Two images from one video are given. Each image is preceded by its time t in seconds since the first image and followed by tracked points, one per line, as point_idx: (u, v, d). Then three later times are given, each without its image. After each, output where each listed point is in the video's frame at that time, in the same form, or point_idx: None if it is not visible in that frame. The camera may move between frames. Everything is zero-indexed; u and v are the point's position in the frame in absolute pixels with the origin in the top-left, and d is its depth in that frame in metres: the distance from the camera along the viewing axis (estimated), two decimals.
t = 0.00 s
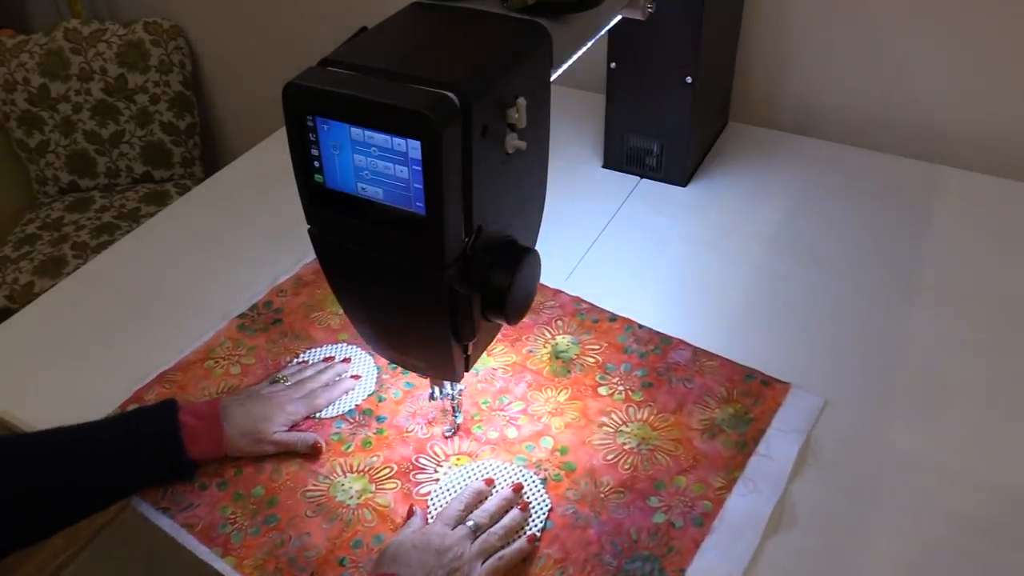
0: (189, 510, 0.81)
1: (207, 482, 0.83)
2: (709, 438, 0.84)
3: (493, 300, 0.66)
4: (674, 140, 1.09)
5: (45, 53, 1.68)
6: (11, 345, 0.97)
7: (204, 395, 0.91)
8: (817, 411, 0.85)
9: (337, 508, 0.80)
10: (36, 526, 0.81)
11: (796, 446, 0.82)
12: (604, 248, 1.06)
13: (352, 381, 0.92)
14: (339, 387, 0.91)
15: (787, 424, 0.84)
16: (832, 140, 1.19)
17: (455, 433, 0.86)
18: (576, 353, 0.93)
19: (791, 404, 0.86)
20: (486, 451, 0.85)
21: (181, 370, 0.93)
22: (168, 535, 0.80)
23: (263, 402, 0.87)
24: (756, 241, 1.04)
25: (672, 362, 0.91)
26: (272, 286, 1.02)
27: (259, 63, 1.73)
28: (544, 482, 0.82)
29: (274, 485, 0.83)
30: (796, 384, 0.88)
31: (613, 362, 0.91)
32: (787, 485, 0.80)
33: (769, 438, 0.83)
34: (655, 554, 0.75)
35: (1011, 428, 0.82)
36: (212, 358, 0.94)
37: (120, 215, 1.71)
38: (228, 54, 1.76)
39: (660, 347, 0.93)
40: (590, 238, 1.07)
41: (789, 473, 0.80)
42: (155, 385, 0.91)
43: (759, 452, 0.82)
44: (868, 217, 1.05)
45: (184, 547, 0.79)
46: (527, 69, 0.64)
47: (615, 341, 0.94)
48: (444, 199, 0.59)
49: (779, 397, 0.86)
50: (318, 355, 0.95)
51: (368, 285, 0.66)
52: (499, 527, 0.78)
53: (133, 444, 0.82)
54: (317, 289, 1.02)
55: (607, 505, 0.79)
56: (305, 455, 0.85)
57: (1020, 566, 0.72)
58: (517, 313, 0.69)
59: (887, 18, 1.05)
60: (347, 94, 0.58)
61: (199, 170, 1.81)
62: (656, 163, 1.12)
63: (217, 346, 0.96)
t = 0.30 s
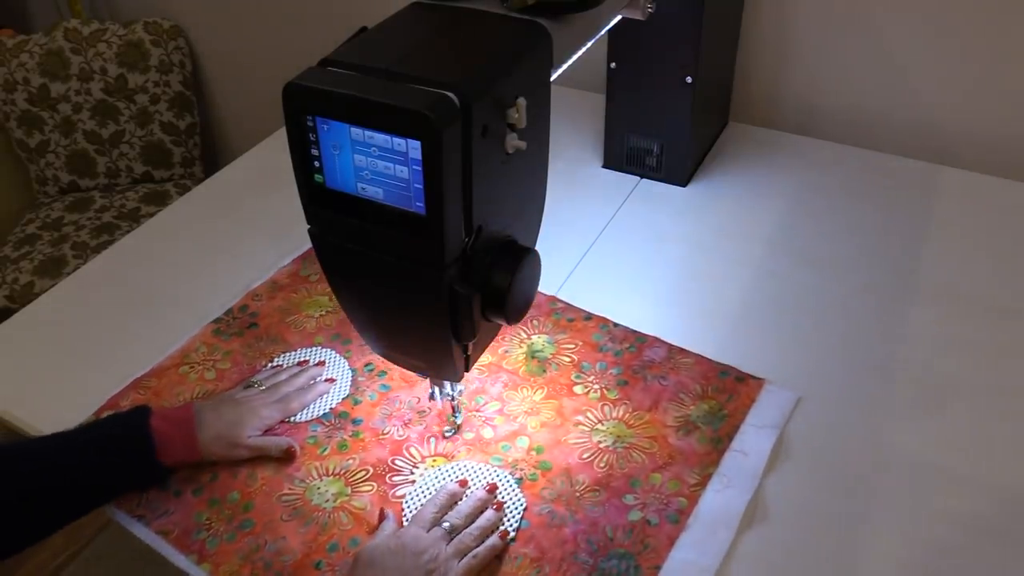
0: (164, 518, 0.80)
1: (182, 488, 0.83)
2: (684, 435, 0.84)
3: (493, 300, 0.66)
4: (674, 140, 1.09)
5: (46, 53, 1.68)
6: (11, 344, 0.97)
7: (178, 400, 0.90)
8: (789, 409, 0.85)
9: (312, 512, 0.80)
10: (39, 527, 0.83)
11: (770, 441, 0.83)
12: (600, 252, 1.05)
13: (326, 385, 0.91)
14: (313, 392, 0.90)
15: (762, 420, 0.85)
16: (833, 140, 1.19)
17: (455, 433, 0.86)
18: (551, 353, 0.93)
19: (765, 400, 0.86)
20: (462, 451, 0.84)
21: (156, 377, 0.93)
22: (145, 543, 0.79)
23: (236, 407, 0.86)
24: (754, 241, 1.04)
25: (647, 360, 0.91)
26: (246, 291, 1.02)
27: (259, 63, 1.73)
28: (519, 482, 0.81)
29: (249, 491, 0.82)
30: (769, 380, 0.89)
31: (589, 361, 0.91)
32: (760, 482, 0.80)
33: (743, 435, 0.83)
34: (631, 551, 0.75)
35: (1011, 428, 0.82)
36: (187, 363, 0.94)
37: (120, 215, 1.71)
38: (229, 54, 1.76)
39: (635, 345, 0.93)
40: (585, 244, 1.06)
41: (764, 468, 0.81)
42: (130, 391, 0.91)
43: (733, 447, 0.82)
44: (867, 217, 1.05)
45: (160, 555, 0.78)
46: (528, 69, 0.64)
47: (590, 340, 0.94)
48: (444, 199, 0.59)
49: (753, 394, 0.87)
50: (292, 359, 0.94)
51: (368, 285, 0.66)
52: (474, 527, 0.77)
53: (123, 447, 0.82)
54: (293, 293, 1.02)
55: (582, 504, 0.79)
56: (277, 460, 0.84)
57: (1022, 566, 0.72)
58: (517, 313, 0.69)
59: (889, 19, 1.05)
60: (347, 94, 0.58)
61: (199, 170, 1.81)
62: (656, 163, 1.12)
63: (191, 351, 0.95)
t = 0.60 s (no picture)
0: (147, 541, 0.78)
1: (165, 510, 0.81)
2: (677, 450, 0.82)
3: (493, 300, 0.66)
4: (674, 140, 1.09)
5: (46, 53, 1.68)
6: (12, 344, 0.97)
7: (162, 417, 0.89)
8: (783, 421, 0.84)
9: (298, 532, 0.78)
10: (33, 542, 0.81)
11: (764, 456, 0.81)
12: (597, 259, 1.04)
13: (312, 404, 0.89)
14: (299, 410, 0.88)
15: (756, 433, 0.83)
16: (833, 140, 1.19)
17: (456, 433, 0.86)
18: (542, 366, 0.91)
19: (759, 414, 0.85)
20: (450, 469, 0.83)
21: (139, 393, 0.91)
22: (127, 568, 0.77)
23: (219, 426, 0.85)
24: (753, 242, 1.04)
25: (639, 374, 0.90)
26: (232, 303, 1.01)
27: (259, 63, 1.73)
28: (507, 501, 0.80)
29: (234, 511, 0.80)
30: (763, 393, 0.87)
31: (579, 375, 0.90)
32: (755, 498, 0.79)
33: (737, 450, 0.82)
34: (623, 571, 0.73)
35: (1011, 428, 0.82)
36: (171, 378, 0.93)
37: (120, 215, 1.71)
38: (229, 54, 1.76)
39: (627, 358, 0.92)
40: (583, 248, 1.06)
41: (758, 484, 0.79)
42: (113, 408, 0.89)
43: (726, 464, 0.81)
44: (867, 218, 1.05)
45: None
46: (528, 69, 0.64)
47: (581, 352, 0.93)
48: (444, 198, 0.59)
49: (747, 407, 0.86)
50: (276, 376, 0.92)
51: (368, 285, 0.66)
52: (461, 553, 0.76)
53: (114, 459, 0.81)
54: (279, 305, 1.00)
55: (573, 523, 0.77)
56: (259, 484, 0.82)
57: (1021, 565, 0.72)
58: (517, 312, 0.69)
59: (889, 18, 1.05)
60: (347, 94, 0.58)
61: (199, 170, 1.81)
62: (656, 163, 1.12)
63: (176, 366, 0.94)
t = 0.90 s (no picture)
0: (160, 556, 0.78)
1: (178, 522, 0.81)
2: (698, 466, 0.81)
3: (493, 301, 0.66)
4: (674, 140, 1.09)
5: (46, 53, 1.68)
6: (12, 345, 0.97)
7: (174, 428, 0.88)
8: (807, 438, 0.83)
9: (313, 548, 0.77)
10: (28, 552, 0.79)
11: (788, 476, 0.80)
12: (596, 261, 1.04)
13: (327, 416, 0.88)
14: (313, 422, 0.87)
15: (779, 451, 0.82)
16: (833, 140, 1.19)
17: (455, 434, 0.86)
18: (559, 378, 0.90)
19: (781, 430, 0.84)
20: (468, 483, 0.82)
21: (151, 402, 0.90)
22: None
23: (233, 439, 0.84)
24: (754, 243, 1.04)
25: (658, 387, 0.89)
26: (245, 311, 1.00)
27: (259, 63, 1.73)
28: (526, 518, 0.78)
29: (247, 526, 0.80)
30: (785, 407, 0.86)
31: (598, 388, 0.89)
32: (778, 518, 0.77)
33: (759, 466, 0.81)
34: None
35: (1010, 429, 0.82)
36: (183, 388, 0.92)
37: (120, 215, 1.71)
38: (229, 54, 1.76)
39: (646, 370, 0.91)
40: (583, 249, 1.06)
41: (781, 502, 0.78)
42: (124, 417, 0.89)
43: (749, 480, 0.80)
44: (868, 218, 1.05)
45: None
46: (527, 69, 0.64)
47: (599, 364, 0.92)
48: (444, 198, 0.59)
49: (769, 422, 0.85)
50: (291, 387, 0.92)
51: (367, 284, 0.66)
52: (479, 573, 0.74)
53: (127, 468, 0.80)
54: (293, 313, 0.99)
55: (593, 540, 0.76)
56: (274, 498, 0.82)
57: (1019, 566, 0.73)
58: (517, 312, 0.69)
59: (887, 18, 1.05)
60: (347, 94, 0.58)
61: (199, 170, 1.81)
62: (656, 163, 1.12)
63: (188, 375, 0.93)
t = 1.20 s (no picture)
0: (192, 551, 0.78)
1: (210, 519, 0.80)
2: (732, 472, 0.80)
3: (493, 301, 0.66)
4: (674, 140, 1.09)
5: (45, 53, 1.68)
6: (11, 345, 0.97)
7: (206, 425, 0.88)
8: (842, 445, 0.82)
9: (345, 547, 0.77)
10: (28, 552, 0.77)
11: (823, 483, 0.79)
12: (596, 261, 1.04)
13: (360, 414, 0.88)
14: (346, 419, 0.87)
15: (814, 458, 0.81)
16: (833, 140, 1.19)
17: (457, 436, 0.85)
18: (591, 380, 0.90)
19: (816, 435, 0.83)
20: (500, 484, 0.81)
21: (182, 398, 0.90)
22: None
23: (269, 436, 0.84)
24: (755, 243, 1.04)
25: (691, 391, 0.88)
26: (275, 308, 1.00)
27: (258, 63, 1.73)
28: (558, 521, 0.78)
29: (278, 523, 0.80)
30: (821, 413, 0.85)
31: (630, 391, 0.89)
32: (814, 525, 0.76)
33: (794, 473, 0.80)
34: None
35: (1011, 428, 0.82)
36: (214, 384, 0.92)
37: (120, 215, 1.71)
38: (228, 54, 1.76)
39: (678, 374, 0.90)
40: (582, 249, 1.06)
41: (816, 510, 0.77)
42: (155, 413, 0.89)
43: (783, 487, 0.79)
44: (869, 218, 1.05)
45: None
46: (527, 70, 0.64)
47: (631, 367, 0.91)
48: (445, 198, 0.59)
49: (804, 428, 0.84)
50: (324, 384, 0.91)
51: (366, 283, 0.66)
52: None
53: (163, 464, 0.81)
54: (322, 311, 1.00)
55: (627, 544, 0.75)
56: (308, 496, 0.82)
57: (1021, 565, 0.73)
58: (517, 313, 0.68)
59: (886, 19, 1.05)
60: (346, 94, 0.58)
61: (199, 170, 1.81)
62: (656, 163, 1.12)
63: (219, 371, 0.93)
